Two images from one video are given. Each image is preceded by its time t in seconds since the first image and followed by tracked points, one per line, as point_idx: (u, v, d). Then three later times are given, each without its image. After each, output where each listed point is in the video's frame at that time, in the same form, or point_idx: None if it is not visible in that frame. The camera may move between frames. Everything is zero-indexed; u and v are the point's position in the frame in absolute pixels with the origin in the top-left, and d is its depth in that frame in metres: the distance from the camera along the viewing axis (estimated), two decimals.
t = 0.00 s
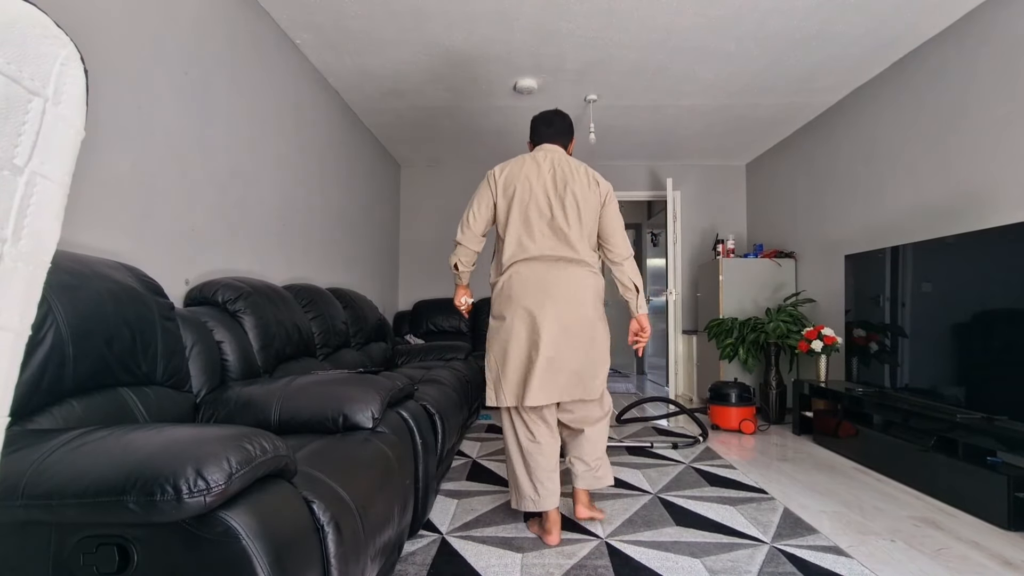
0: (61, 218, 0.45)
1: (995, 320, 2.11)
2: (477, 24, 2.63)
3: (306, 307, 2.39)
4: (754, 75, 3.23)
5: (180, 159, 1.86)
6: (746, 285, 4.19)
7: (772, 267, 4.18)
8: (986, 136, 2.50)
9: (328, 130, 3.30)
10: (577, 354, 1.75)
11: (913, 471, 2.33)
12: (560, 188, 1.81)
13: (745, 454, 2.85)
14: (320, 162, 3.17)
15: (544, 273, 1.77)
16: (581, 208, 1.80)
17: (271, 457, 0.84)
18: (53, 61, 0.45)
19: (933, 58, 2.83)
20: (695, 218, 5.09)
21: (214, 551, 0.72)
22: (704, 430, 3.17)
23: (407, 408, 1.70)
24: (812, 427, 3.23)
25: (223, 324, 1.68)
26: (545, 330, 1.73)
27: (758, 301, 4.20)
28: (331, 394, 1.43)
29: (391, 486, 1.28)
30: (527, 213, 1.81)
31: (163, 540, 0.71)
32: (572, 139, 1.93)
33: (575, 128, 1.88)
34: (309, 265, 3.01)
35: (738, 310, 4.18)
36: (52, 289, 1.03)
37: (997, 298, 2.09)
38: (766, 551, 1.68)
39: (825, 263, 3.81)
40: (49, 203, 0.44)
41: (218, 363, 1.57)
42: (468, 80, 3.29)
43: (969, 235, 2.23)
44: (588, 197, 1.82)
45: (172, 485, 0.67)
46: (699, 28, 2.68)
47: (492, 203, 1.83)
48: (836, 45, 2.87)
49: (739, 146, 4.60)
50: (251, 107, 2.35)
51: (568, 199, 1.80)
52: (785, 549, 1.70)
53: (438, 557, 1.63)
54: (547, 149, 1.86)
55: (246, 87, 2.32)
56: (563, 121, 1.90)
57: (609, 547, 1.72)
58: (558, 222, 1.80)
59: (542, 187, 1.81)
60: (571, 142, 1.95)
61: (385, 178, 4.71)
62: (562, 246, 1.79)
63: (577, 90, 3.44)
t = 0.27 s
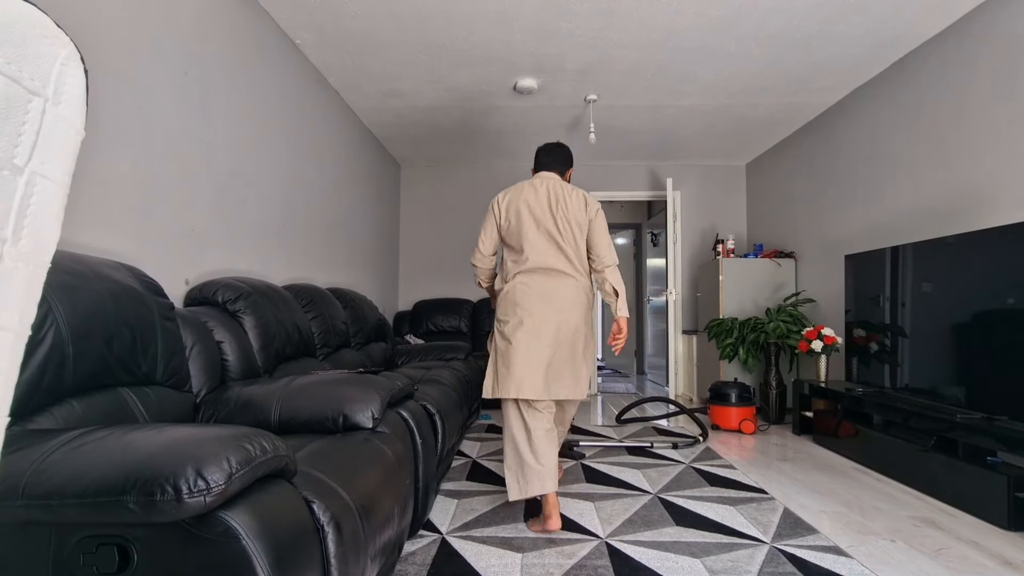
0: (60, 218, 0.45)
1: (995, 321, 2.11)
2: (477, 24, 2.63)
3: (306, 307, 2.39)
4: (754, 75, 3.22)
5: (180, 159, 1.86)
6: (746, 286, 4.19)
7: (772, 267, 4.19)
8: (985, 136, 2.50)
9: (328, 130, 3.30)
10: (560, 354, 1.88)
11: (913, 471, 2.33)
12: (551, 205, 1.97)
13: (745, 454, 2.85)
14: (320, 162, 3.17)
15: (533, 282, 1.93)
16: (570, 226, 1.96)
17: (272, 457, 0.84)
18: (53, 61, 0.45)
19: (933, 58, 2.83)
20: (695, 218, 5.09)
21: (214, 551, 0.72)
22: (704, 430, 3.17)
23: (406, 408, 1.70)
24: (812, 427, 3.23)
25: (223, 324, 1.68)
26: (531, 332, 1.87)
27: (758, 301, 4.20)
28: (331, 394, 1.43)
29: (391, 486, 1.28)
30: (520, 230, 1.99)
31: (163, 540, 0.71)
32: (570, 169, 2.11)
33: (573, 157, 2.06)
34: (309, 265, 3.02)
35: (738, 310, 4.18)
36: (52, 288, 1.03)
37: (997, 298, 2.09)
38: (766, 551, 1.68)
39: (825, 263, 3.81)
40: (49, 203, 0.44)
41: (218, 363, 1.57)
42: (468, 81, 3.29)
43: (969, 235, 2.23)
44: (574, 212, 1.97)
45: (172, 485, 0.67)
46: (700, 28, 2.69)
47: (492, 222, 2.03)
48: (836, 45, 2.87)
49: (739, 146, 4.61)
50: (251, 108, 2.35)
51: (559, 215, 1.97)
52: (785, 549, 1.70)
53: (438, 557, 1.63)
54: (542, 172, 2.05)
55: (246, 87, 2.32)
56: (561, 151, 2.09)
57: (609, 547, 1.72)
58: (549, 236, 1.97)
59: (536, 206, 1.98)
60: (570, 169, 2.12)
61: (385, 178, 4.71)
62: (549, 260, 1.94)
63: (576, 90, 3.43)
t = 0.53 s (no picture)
0: (60, 218, 0.45)
1: (995, 321, 2.11)
2: (477, 24, 2.63)
3: (306, 307, 2.39)
4: (754, 75, 3.22)
5: (179, 159, 1.86)
6: (746, 285, 4.19)
7: (772, 267, 4.19)
8: (985, 136, 2.50)
9: (328, 130, 3.30)
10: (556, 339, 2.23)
11: (913, 471, 2.33)
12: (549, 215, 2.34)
13: (745, 454, 2.86)
14: (320, 162, 3.17)
15: (533, 280, 2.29)
16: (567, 230, 2.33)
17: (271, 457, 0.84)
18: (53, 61, 0.45)
19: (932, 58, 2.83)
20: (695, 218, 5.09)
21: (214, 551, 0.72)
22: (704, 430, 3.17)
23: (406, 408, 1.70)
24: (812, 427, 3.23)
25: (223, 324, 1.68)
26: (528, 322, 2.24)
27: (758, 301, 4.20)
28: (330, 394, 1.43)
29: (391, 486, 1.28)
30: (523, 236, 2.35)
31: (163, 540, 0.71)
32: (568, 183, 2.48)
33: (571, 172, 2.43)
34: (309, 266, 3.02)
35: (738, 310, 4.17)
36: (52, 288, 1.03)
37: (997, 299, 2.09)
38: (766, 551, 1.68)
39: (825, 263, 3.81)
40: (48, 203, 0.44)
41: (218, 363, 1.57)
42: (468, 80, 3.29)
43: (969, 235, 2.23)
44: (569, 220, 2.32)
45: (171, 485, 0.67)
46: (700, 28, 2.68)
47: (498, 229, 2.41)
48: (837, 45, 2.86)
49: (739, 146, 4.61)
50: (251, 108, 2.36)
51: (554, 223, 2.33)
52: (785, 549, 1.70)
53: (438, 557, 1.63)
54: (545, 186, 2.42)
55: (246, 87, 2.32)
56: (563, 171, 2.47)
57: (609, 547, 1.72)
58: (547, 241, 2.33)
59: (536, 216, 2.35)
60: (569, 183, 2.50)
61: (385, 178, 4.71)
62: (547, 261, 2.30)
63: (576, 90, 3.43)
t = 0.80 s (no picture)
0: (60, 218, 0.45)
1: (995, 321, 2.11)
2: (477, 24, 2.63)
3: (306, 307, 2.39)
4: (754, 75, 3.22)
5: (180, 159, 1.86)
6: (746, 285, 4.19)
7: (772, 267, 4.19)
8: (985, 137, 2.50)
9: (328, 131, 3.30)
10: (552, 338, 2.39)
11: (913, 471, 2.33)
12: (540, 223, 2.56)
13: (745, 454, 2.86)
14: (320, 162, 3.17)
15: (529, 286, 2.49)
16: (559, 237, 2.51)
17: (272, 457, 0.84)
18: (53, 61, 0.45)
19: (933, 58, 2.83)
20: (695, 218, 5.09)
21: (214, 551, 0.72)
22: (704, 430, 3.17)
23: (406, 408, 1.70)
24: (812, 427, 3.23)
25: (223, 324, 1.67)
26: (526, 325, 2.44)
27: (758, 301, 4.20)
28: (330, 394, 1.43)
29: (391, 486, 1.28)
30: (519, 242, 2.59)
31: (163, 540, 0.71)
32: (559, 193, 2.67)
33: (561, 184, 2.62)
34: (309, 266, 3.02)
35: (738, 310, 4.17)
36: (52, 288, 1.03)
37: (997, 299, 2.09)
38: (767, 551, 1.68)
39: (825, 263, 3.81)
40: (48, 203, 0.44)
41: (218, 363, 1.57)
42: (468, 80, 3.29)
43: (969, 236, 2.23)
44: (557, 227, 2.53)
45: (172, 485, 0.67)
46: (700, 28, 2.68)
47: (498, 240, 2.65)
48: (837, 45, 2.86)
49: (739, 146, 4.61)
50: (251, 108, 2.36)
51: (547, 231, 2.53)
52: (785, 549, 1.70)
53: (438, 557, 1.63)
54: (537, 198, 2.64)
55: (246, 87, 2.32)
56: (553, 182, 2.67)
57: (609, 547, 1.72)
58: (539, 248, 2.54)
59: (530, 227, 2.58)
60: (559, 193, 2.67)
61: (385, 178, 4.71)
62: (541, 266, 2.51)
63: (576, 90, 3.43)
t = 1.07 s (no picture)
0: (60, 218, 0.45)
1: (995, 321, 2.11)
2: (477, 24, 2.63)
3: (306, 307, 2.39)
4: (754, 75, 3.22)
5: (180, 159, 1.86)
6: (746, 285, 4.19)
7: (773, 267, 4.19)
8: (985, 137, 2.50)
9: (328, 130, 3.30)
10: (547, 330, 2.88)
11: (913, 471, 2.33)
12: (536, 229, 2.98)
13: (745, 454, 2.86)
14: (320, 162, 3.17)
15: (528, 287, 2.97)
16: (550, 243, 2.97)
17: (272, 457, 0.84)
18: (53, 61, 0.45)
19: (932, 58, 2.83)
20: (695, 218, 5.09)
21: (214, 551, 0.72)
22: (704, 430, 3.17)
23: (406, 408, 1.70)
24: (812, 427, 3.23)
25: (223, 324, 1.67)
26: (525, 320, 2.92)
27: (758, 301, 4.20)
28: (330, 394, 1.43)
29: (390, 487, 1.28)
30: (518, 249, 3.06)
31: (163, 540, 0.71)
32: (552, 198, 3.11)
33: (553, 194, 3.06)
34: (309, 266, 3.02)
35: (738, 311, 4.17)
36: (52, 288, 1.03)
37: (997, 299, 2.09)
38: (766, 551, 1.68)
39: (825, 263, 3.81)
40: (48, 203, 0.44)
41: (218, 363, 1.57)
42: (468, 80, 3.29)
43: (969, 236, 2.23)
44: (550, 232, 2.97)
45: (171, 485, 0.67)
46: (701, 28, 2.68)
47: (496, 249, 3.13)
48: (837, 45, 2.86)
49: (739, 146, 4.61)
50: (251, 108, 2.36)
51: (540, 238, 2.97)
52: (785, 549, 1.70)
53: (438, 557, 1.63)
54: (530, 206, 3.07)
55: (247, 87, 2.32)
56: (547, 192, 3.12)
57: (609, 547, 1.72)
58: (534, 252, 2.96)
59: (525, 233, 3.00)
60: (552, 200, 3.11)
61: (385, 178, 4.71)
62: (538, 267, 2.90)
63: (576, 90, 3.43)
